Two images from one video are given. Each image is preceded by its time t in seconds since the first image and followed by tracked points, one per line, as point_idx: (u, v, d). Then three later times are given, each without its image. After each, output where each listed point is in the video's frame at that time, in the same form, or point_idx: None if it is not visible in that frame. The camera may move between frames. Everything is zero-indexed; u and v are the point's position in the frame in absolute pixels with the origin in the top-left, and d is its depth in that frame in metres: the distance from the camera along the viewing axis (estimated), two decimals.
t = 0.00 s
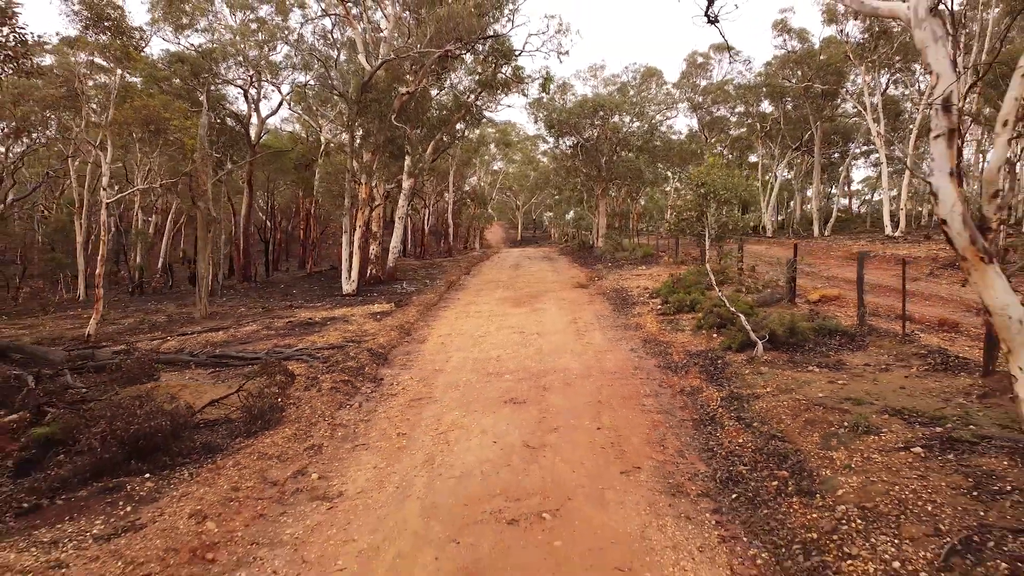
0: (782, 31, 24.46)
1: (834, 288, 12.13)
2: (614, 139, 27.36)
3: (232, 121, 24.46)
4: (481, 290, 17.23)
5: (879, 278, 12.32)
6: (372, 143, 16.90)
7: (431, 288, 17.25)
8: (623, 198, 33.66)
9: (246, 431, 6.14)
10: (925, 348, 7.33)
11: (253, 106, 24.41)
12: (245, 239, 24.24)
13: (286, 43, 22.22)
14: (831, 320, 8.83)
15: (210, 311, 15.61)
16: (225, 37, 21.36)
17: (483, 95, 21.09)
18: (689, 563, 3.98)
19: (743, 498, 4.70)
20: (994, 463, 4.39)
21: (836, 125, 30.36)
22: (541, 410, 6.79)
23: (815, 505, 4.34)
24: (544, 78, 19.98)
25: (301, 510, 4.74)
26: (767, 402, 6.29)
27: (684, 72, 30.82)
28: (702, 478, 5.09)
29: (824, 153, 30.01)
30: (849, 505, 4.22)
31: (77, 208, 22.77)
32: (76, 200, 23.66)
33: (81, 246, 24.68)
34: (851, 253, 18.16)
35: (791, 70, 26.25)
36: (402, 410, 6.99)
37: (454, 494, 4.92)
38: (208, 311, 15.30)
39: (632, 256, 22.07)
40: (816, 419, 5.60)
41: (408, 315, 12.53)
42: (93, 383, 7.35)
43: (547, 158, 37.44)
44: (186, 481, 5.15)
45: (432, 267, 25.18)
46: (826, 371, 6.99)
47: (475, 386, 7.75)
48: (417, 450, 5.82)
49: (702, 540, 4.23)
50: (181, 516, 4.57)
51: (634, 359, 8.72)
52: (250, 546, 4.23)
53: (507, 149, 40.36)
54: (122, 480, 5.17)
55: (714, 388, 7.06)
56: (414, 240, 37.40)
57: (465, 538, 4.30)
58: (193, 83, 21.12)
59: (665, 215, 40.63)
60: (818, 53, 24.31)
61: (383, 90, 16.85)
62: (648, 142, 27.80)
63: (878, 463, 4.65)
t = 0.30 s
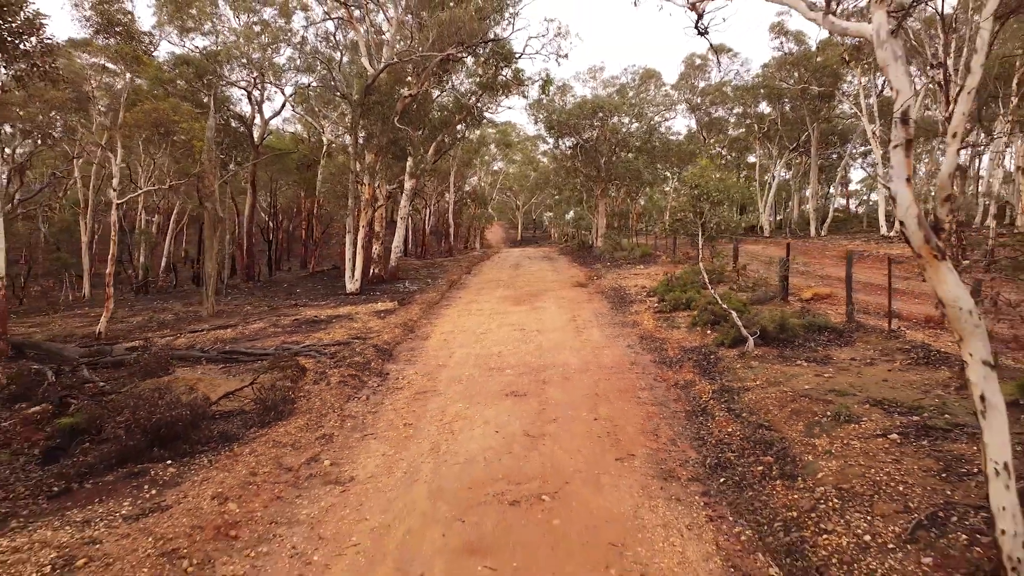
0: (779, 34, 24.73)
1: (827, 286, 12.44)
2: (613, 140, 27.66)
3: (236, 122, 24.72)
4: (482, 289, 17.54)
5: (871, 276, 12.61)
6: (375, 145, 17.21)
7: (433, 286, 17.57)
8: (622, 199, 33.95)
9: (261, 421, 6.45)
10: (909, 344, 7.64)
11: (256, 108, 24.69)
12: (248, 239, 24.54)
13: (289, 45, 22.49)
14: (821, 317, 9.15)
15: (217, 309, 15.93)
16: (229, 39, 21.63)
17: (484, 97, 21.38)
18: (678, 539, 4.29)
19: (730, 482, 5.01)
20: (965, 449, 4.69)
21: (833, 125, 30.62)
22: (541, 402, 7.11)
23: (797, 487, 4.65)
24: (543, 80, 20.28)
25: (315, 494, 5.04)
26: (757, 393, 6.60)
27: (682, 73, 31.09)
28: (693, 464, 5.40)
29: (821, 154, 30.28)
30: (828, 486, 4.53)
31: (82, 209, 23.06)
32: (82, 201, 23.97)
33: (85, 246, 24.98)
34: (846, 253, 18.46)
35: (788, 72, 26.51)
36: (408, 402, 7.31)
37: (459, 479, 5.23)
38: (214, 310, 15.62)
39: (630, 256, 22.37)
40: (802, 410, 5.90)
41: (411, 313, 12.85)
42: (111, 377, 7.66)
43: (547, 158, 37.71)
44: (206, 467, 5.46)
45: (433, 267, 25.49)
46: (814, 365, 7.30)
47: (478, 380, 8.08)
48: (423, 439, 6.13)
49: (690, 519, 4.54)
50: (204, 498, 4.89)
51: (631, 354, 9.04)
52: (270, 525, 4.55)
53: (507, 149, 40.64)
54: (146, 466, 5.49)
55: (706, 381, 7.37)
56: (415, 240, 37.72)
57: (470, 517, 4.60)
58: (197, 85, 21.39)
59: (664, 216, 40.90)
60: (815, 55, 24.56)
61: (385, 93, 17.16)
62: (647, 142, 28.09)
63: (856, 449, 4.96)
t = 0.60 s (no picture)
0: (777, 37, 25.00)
1: (820, 285, 12.74)
2: (612, 142, 27.96)
3: (239, 124, 25.00)
4: (483, 288, 17.84)
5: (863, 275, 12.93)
6: (378, 147, 17.54)
7: (434, 286, 17.88)
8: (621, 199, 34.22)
9: (273, 413, 6.78)
10: (893, 340, 7.97)
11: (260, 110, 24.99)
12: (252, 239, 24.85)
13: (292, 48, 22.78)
14: (813, 315, 9.46)
15: (222, 308, 16.24)
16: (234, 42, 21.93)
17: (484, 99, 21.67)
18: (668, 519, 4.62)
19: (718, 468, 5.32)
20: (939, 437, 4.99)
21: (830, 127, 30.90)
22: (540, 395, 7.43)
23: (780, 472, 4.97)
24: (543, 82, 20.57)
25: (328, 479, 5.36)
26: (747, 387, 6.92)
27: (681, 75, 31.36)
28: (684, 453, 5.71)
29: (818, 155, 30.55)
30: (808, 471, 4.85)
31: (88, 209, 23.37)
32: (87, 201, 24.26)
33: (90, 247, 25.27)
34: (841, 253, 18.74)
35: (785, 74, 26.78)
36: (413, 396, 7.63)
37: (464, 466, 5.54)
38: (221, 309, 15.93)
39: (629, 256, 22.67)
40: (788, 402, 6.22)
41: (414, 312, 13.17)
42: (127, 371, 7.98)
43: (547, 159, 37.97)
44: (224, 455, 5.79)
45: (434, 267, 25.79)
46: (803, 360, 7.61)
47: (480, 375, 8.41)
48: (428, 430, 6.45)
49: (680, 501, 4.86)
50: (224, 483, 5.21)
51: (628, 351, 9.36)
52: (288, 507, 4.87)
53: (507, 150, 40.92)
54: (168, 454, 5.82)
55: (699, 376, 7.68)
56: (416, 240, 38.01)
57: (474, 500, 4.92)
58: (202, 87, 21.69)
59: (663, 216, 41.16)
60: (811, 57, 24.84)
61: (388, 96, 17.48)
62: (646, 144, 28.42)
63: (836, 437, 5.28)
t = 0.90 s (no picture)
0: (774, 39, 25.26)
1: (814, 284, 12.99)
2: (611, 143, 28.22)
3: (243, 125, 25.19)
4: (483, 288, 18.09)
5: (855, 273, 13.20)
6: (380, 148, 17.79)
7: (436, 285, 18.15)
8: (621, 200, 34.45)
9: (281, 406, 7.04)
10: (882, 337, 8.22)
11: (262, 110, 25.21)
12: (254, 239, 25.10)
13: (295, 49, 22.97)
14: (805, 313, 9.72)
15: (227, 307, 16.49)
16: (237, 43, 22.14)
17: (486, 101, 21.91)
18: (660, 504, 4.88)
19: (708, 457, 5.58)
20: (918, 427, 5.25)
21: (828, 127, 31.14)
22: (540, 390, 7.70)
23: (767, 460, 5.23)
24: (543, 84, 20.82)
25: (337, 468, 5.62)
26: (739, 381, 7.17)
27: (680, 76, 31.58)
28: (677, 443, 5.97)
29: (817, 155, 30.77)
30: (793, 459, 5.11)
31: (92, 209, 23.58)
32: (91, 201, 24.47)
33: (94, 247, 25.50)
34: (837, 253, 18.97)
35: (784, 75, 27.00)
36: (417, 390, 7.89)
37: (467, 455, 5.79)
38: (226, 307, 16.19)
39: (628, 256, 22.93)
40: (777, 395, 6.47)
41: (416, 310, 13.43)
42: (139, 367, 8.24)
43: (547, 159, 38.22)
44: (236, 446, 6.04)
45: (435, 266, 26.05)
46: (794, 356, 7.86)
47: (481, 371, 8.67)
48: (432, 422, 6.71)
49: (672, 488, 5.12)
50: (236, 471, 5.46)
51: (625, 348, 9.61)
52: (299, 493, 5.13)
53: (507, 150, 41.15)
54: (182, 444, 6.08)
55: (693, 372, 7.93)
56: (416, 240, 38.26)
57: (476, 486, 5.18)
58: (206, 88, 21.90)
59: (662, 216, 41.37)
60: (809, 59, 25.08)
61: (391, 98, 17.75)
62: (645, 144, 28.67)
63: (822, 427, 5.54)
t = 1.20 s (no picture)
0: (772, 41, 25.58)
1: (807, 283, 13.30)
2: (610, 144, 28.54)
3: (246, 126, 25.51)
4: (484, 287, 18.42)
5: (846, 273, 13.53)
6: (382, 150, 18.11)
7: (437, 285, 18.48)
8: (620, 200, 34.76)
9: (291, 400, 7.37)
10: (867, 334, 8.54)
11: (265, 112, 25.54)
12: (257, 239, 25.40)
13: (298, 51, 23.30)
14: (795, 311, 10.04)
15: (232, 306, 16.79)
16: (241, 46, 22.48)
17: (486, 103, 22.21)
18: (650, 489, 5.20)
19: (696, 446, 5.91)
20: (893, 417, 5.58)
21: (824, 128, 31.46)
22: (538, 384, 8.02)
23: (751, 449, 5.55)
24: (543, 86, 21.16)
25: (345, 457, 5.94)
26: (729, 376, 7.49)
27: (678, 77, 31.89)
28: (668, 434, 6.29)
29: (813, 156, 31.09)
30: (776, 448, 5.42)
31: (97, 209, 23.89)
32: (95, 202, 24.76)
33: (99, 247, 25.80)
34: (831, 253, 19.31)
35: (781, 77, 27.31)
36: (420, 385, 8.21)
37: (468, 445, 6.12)
38: (231, 306, 16.51)
39: (626, 256, 23.29)
40: (764, 389, 6.78)
41: (418, 309, 13.75)
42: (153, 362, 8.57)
43: (547, 160, 38.55)
44: (249, 436, 6.36)
45: (435, 266, 26.39)
46: (782, 352, 8.18)
47: (481, 366, 9.00)
48: (435, 414, 7.02)
49: (661, 475, 5.44)
50: (251, 459, 5.79)
51: (620, 345, 9.94)
52: (310, 480, 5.44)
53: (507, 151, 41.48)
54: (198, 435, 6.42)
55: (685, 367, 8.24)
56: (417, 240, 38.60)
57: (477, 473, 5.50)
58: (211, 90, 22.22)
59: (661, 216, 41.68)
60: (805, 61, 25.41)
61: (393, 101, 18.16)
62: (643, 145, 28.99)
63: (804, 418, 5.86)
